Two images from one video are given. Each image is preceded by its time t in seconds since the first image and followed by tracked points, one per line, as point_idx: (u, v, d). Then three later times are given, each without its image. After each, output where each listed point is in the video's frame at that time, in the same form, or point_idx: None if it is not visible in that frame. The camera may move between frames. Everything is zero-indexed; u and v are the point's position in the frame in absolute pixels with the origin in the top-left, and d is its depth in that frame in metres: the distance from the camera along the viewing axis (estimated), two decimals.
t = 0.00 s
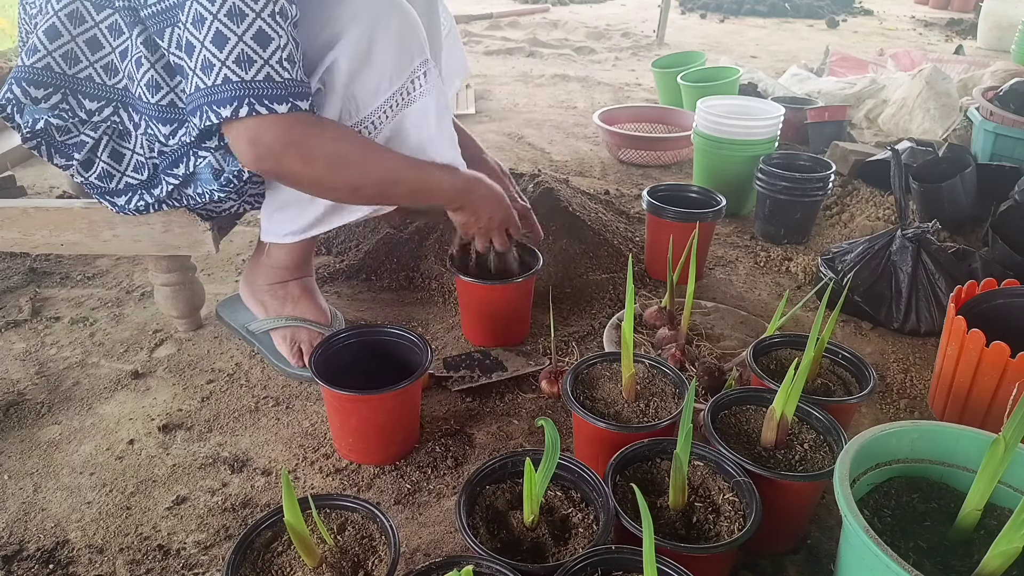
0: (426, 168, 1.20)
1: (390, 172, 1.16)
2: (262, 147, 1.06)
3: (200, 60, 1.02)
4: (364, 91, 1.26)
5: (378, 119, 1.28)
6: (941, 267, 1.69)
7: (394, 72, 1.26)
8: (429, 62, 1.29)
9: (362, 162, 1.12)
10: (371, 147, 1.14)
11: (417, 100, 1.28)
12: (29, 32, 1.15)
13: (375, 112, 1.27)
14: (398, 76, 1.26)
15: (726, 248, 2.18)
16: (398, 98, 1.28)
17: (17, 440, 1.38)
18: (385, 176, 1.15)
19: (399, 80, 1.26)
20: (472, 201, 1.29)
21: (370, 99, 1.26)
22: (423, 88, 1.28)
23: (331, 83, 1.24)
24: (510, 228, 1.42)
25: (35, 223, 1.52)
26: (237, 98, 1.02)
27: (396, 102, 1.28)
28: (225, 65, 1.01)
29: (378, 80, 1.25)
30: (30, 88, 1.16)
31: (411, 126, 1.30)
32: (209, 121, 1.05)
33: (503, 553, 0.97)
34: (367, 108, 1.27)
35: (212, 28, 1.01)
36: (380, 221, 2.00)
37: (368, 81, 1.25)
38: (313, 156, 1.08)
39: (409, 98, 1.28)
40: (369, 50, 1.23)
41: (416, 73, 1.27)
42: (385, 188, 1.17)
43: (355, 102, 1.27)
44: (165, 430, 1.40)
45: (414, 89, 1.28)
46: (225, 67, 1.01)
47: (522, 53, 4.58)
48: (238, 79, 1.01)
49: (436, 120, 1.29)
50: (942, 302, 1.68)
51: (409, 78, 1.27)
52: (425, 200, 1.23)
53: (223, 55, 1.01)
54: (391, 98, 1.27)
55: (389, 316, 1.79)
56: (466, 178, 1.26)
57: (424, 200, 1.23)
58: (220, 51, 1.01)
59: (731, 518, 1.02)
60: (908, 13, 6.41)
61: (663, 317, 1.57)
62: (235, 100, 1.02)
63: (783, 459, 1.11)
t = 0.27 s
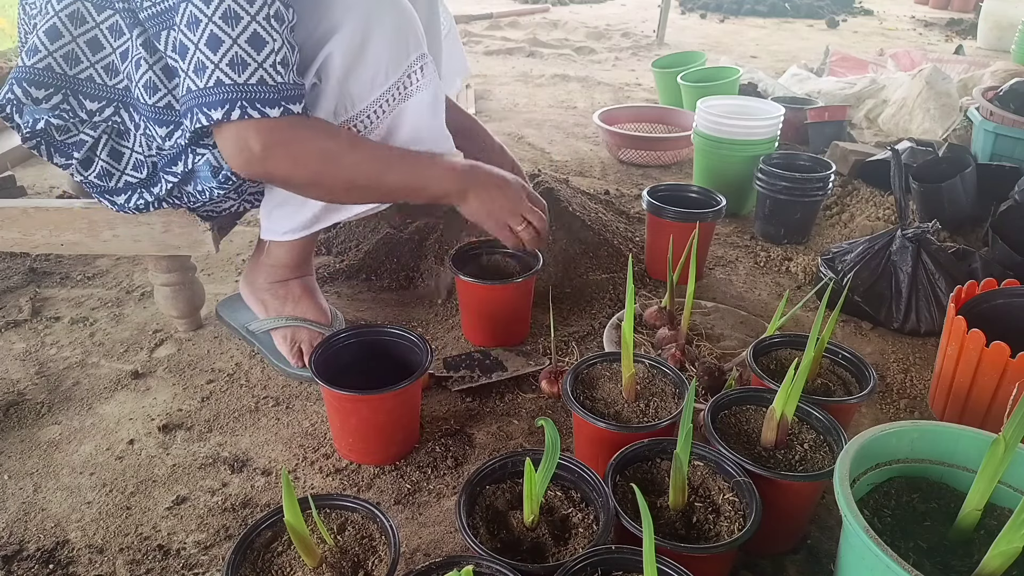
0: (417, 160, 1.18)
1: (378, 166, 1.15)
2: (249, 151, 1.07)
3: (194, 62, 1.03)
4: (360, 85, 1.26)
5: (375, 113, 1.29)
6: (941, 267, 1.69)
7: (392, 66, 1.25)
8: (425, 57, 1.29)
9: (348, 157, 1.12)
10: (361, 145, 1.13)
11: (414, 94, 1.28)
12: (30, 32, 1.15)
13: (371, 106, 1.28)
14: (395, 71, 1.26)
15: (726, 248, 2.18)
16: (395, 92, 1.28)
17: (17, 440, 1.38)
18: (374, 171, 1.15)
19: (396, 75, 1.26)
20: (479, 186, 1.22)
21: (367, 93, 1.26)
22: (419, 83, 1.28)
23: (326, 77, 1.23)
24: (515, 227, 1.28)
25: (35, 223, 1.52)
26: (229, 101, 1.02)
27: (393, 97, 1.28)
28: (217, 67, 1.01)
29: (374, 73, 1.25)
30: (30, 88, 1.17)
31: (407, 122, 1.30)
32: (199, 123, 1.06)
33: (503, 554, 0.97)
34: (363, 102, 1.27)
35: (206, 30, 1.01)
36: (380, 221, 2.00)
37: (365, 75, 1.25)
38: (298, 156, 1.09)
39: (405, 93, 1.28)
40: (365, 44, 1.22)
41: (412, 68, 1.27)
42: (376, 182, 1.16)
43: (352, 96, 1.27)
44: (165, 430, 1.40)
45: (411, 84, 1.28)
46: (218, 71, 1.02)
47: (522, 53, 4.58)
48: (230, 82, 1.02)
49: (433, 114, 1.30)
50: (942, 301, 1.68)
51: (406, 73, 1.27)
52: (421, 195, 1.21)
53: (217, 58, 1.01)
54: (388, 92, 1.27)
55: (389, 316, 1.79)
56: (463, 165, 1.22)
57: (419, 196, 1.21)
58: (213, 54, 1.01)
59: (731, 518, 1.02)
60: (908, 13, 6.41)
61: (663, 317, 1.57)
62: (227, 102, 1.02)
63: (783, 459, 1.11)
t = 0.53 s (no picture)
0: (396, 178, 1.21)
1: (359, 178, 1.16)
2: (233, 152, 1.06)
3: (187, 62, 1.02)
4: (359, 84, 1.26)
5: (374, 113, 1.29)
6: (941, 267, 1.69)
7: (391, 65, 1.25)
8: (425, 56, 1.28)
9: (330, 166, 1.13)
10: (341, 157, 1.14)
11: (414, 94, 1.28)
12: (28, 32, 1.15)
13: (370, 107, 1.27)
14: (394, 70, 1.26)
15: (726, 248, 2.18)
16: (394, 92, 1.27)
17: (17, 440, 1.38)
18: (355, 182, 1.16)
19: (395, 74, 1.26)
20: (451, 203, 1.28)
21: (366, 93, 1.26)
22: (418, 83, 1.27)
23: (325, 76, 1.24)
24: (487, 235, 1.36)
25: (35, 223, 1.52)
26: (222, 105, 1.02)
27: (392, 97, 1.28)
28: (212, 70, 1.01)
29: (373, 73, 1.25)
30: (28, 89, 1.16)
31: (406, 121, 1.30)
32: (192, 126, 1.05)
33: (503, 554, 0.97)
34: (363, 102, 1.27)
35: (201, 32, 1.00)
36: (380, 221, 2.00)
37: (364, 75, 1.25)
38: (282, 161, 1.08)
39: (405, 92, 1.28)
40: (365, 44, 1.23)
41: (412, 67, 1.27)
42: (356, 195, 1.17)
43: (351, 95, 1.27)
44: (165, 430, 1.40)
45: (411, 83, 1.27)
46: (212, 74, 1.01)
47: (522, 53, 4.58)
48: (224, 85, 1.01)
49: (432, 114, 1.28)
50: (942, 302, 1.68)
51: (405, 72, 1.27)
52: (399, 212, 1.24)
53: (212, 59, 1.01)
54: (386, 92, 1.27)
55: (389, 316, 1.79)
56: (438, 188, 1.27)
57: (397, 214, 1.24)
58: (208, 57, 1.01)
59: (731, 518, 1.02)
60: (908, 13, 6.41)
61: (663, 317, 1.57)
62: (219, 105, 1.02)
63: (783, 459, 1.11)
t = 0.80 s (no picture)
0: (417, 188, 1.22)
1: (379, 189, 1.17)
2: (255, 161, 1.07)
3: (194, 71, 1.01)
4: (359, 85, 1.26)
5: (374, 113, 1.28)
6: (941, 267, 1.69)
7: (391, 66, 1.25)
8: (426, 57, 1.28)
9: (352, 178, 1.14)
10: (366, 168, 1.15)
11: (414, 94, 1.28)
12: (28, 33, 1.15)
13: (370, 108, 1.27)
14: (395, 70, 1.26)
15: (726, 248, 2.18)
16: (394, 93, 1.27)
17: (17, 440, 1.38)
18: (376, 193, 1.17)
19: (395, 75, 1.26)
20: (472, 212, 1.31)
21: (366, 94, 1.26)
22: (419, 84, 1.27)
23: (325, 77, 1.24)
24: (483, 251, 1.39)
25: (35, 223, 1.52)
26: (232, 114, 1.02)
27: (392, 98, 1.28)
28: (220, 78, 1.01)
29: (374, 73, 1.25)
30: (27, 89, 1.16)
31: (407, 122, 1.29)
32: (200, 134, 1.04)
33: (503, 553, 0.97)
34: (363, 103, 1.27)
35: (208, 41, 1.00)
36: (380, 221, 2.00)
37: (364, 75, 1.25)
38: (304, 173, 1.10)
39: (405, 93, 1.28)
40: (365, 44, 1.23)
41: (412, 67, 1.27)
42: (376, 206, 1.19)
43: (351, 96, 1.26)
44: (165, 430, 1.40)
45: (411, 84, 1.27)
46: (221, 83, 1.01)
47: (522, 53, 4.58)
48: (233, 94, 1.01)
49: (432, 115, 1.28)
50: (942, 302, 1.68)
51: (405, 73, 1.27)
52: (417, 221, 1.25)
53: (220, 68, 1.01)
54: (387, 92, 1.27)
55: (389, 316, 1.79)
56: (463, 201, 1.29)
57: (416, 223, 1.25)
58: (216, 66, 1.01)
59: (731, 518, 1.02)
60: (908, 13, 6.41)
61: (663, 316, 1.57)
62: (229, 114, 1.02)
63: (783, 459, 1.11)
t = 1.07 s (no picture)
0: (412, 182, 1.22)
1: (373, 185, 1.17)
2: (246, 162, 1.08)
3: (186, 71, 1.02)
4: (360, 85, 1.25)
5: (375, 113, 1.28)
6: (941, 267, 1.69)
7: (392, 65, 1.25)
8: (427, 56, 1.29)
9: (344, 175, 1.14)
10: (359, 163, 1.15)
11: (415, 94, 1.28)
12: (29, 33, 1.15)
13: (370, 108, 1.27)
14: (395, 70, 1.26)
15: (726, 248, 2.18)
16: (394, 93, 1.27)
17: (17, 440, 1.38)
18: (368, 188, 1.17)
19: (396, 74, 1.26)
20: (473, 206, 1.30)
21: (366, 94, 1.26)
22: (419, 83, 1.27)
23: (325, 77, 1.24)
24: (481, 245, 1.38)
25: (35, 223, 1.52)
26: (224, 113, 1.02)
27: (392, 97, 1.28)
28: (213, 79, 1.01)
29: (374, 73, 1.25)
30: (27, 89, 1.16)
31: (408, 121, 1.29)
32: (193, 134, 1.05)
33: (503, 553, 0.97)
34: (363, 103, 1.27)
35: (201, 41, 1.00)
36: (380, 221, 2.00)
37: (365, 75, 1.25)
38: (295, 169, 1.10)
39: (405, 93, 1.28)
40: (366, 43, 1.23)
41: (414, 66, 1.27)
42: (369, 202, 1.19)
43: (351, 96, 1.26)
44: (165, 430, 1.40)
45: (411, 84, 1.27)
46: (214, 83, 1.02)
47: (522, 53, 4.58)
48: (227, 94, 1.02)
49: (432, 115, 1.28)
50: (942, 301, 1.68)
51: (406, 72, 1.27)
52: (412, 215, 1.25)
53: (212, 68, 1.01)
54: (388, 92, 1.27)
55: (389, 316, 1.79)
56: (463, 194, 1.29)
57: (411, 217, 1.25)
58: (209, 66, 1.01)
59: (731, 518, 1.02)
60: (908, 13, 6.41)
61: (663, 316, 1.57)
62: (221, 114, 1.02)
63: (783, 459, 1.11)
